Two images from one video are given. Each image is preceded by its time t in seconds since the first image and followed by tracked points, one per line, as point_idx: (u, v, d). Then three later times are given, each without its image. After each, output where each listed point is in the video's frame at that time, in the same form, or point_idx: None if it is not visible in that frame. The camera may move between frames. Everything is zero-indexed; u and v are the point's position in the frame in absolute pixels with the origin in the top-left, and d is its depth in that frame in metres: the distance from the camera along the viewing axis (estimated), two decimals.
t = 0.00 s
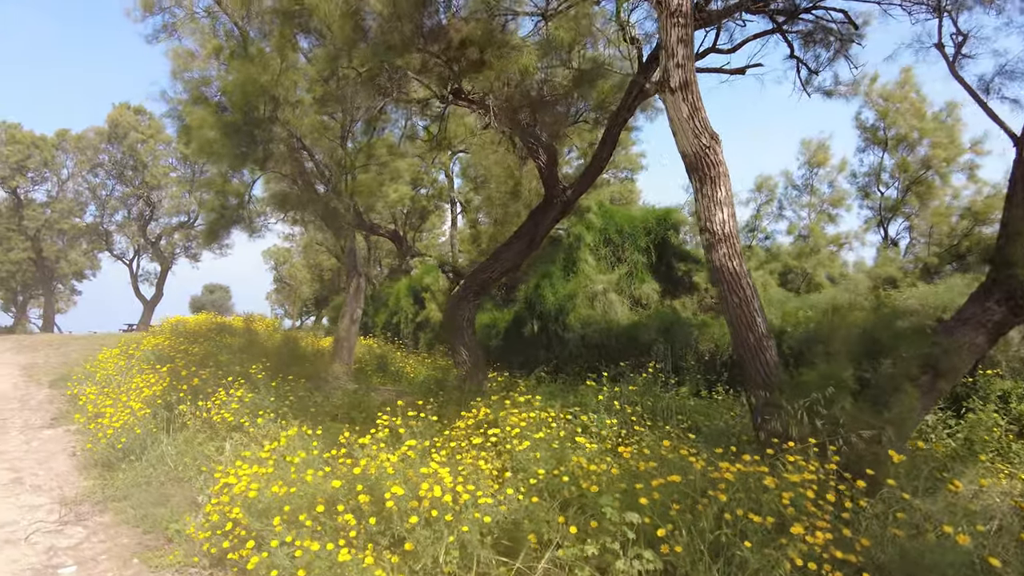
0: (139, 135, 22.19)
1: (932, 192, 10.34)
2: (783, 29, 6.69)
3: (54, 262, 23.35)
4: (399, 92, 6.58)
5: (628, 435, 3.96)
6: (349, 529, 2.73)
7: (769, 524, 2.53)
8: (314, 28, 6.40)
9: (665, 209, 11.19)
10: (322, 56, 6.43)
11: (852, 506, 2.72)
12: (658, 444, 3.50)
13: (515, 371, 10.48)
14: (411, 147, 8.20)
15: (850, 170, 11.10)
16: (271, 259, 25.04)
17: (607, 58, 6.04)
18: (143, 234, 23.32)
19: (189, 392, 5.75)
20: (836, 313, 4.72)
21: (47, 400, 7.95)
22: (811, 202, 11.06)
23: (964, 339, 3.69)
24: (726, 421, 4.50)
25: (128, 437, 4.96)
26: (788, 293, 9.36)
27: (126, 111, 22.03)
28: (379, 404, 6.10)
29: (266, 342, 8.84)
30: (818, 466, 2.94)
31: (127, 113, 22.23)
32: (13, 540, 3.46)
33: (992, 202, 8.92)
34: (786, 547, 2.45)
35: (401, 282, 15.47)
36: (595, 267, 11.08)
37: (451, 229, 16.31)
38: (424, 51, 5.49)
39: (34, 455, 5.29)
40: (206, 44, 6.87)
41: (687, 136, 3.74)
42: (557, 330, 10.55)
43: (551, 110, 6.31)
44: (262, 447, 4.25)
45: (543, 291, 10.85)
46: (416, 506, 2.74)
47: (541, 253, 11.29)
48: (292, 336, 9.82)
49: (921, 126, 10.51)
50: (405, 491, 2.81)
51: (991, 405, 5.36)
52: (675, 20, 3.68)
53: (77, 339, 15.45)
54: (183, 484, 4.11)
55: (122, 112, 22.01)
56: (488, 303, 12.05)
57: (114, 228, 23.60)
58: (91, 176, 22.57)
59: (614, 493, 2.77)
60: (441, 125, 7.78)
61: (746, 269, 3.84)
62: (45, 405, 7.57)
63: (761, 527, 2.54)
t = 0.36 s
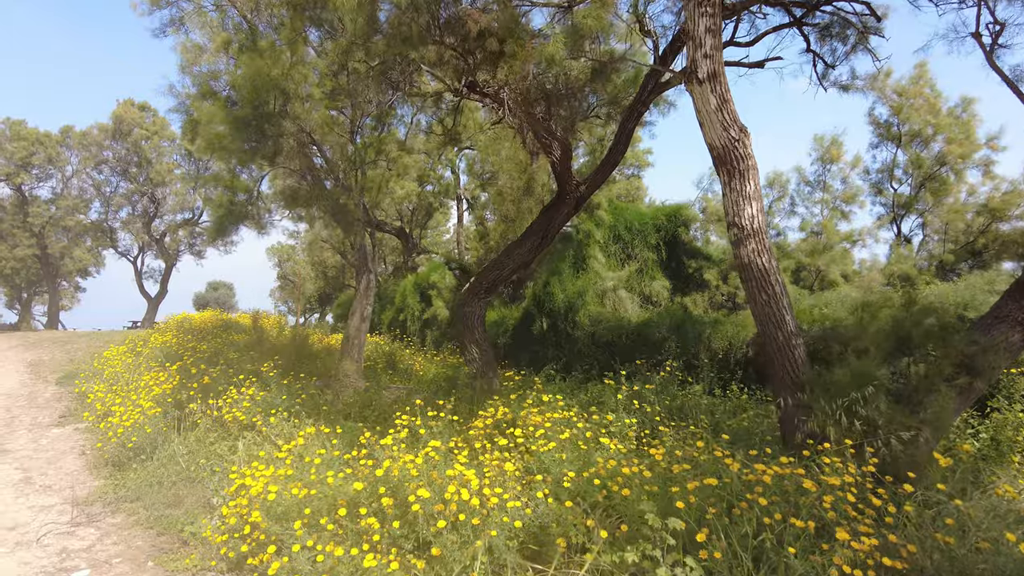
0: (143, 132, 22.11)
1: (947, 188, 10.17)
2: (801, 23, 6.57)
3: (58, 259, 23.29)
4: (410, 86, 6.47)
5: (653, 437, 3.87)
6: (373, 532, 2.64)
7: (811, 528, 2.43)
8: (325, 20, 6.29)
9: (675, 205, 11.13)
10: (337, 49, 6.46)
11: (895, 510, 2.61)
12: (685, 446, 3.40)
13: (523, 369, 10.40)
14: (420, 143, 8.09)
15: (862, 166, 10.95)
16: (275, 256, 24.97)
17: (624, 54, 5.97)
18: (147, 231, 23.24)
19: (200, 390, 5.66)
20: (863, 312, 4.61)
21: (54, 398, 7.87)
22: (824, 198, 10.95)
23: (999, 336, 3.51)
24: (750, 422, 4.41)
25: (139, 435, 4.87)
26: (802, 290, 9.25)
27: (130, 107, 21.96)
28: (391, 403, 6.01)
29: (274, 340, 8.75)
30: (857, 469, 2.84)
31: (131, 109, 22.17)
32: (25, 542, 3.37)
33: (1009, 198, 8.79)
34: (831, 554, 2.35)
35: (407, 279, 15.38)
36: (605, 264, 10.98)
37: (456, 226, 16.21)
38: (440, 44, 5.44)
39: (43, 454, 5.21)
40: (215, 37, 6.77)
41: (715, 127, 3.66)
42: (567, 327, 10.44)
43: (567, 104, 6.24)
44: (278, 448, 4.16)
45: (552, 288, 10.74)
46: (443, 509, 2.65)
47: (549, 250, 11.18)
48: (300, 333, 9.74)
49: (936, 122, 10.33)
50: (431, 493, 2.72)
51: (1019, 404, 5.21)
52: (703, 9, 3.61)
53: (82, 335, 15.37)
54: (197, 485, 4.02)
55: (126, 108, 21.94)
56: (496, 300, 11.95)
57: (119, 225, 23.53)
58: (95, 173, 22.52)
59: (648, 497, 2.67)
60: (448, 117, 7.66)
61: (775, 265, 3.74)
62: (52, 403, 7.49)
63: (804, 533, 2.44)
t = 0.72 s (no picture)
0: (148, 128, 22.07)
1: (965, 180, 9.99)
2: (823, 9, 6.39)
3: (65, 256, 23.27)
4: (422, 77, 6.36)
5: (680, 434, 3.76)
6: (402, 535, 2.54)
7: (863, 531, 2.31)
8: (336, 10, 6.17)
9: (689, 198, 11.04)
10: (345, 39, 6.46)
11: (950, 510, 2.49)
12: (718, 444, 3.29)
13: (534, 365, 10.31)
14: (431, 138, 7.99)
15: (878, 158, 10.78)
16: (281, 252, 24.92)
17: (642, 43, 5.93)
18: (153, 228, 23.16)
19: (212, 386, 5.56)
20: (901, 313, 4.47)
21: (63, 395, 7.79)
22: (839, 191, 10.79)
23: None
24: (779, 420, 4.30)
25: (152, 433, 4.77)
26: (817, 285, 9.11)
27: (135, 104, 21.91)
28: (406, 399, 5.90)
29: (284, 336, 8.67)
30: (905, 467, 2.72)
31: (137, 106, 22.14)
32: (39, 544, 3.28)
33: None
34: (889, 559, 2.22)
35: (415, 275, 15.28)
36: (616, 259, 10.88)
37: (464, 221, 16.10)
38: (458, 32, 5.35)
39: (55, 453, 5.13)
40: (224, 29, 6.66)
41: (748, 114, 3.55)
42: (578, 323, 10.32)
43: (584, 94, 6.13)
44: (296, 447, 4.07)
45: (563, 283, 10.64)
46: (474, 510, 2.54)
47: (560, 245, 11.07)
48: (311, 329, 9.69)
49: (953, 113, 10.15)
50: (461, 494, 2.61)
51: None
52: None
53: (90, 333, 15.33)
54: (213, 484, 3.92)
55: (132, 105, 21.91)
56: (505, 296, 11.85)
57: (125, 222, 23.49)
58: (101, 170, 22.48)
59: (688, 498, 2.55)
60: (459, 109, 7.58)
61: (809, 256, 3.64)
62: (62, 401, 7.41)
63: (857, 535, 2.31)
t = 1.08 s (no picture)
0: (159, 126, 22.08)
1: (992, 175, 9.77)
2: None
3: (76, 255, 23.32)
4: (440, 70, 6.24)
5: (717, 441, 3.62)
6: (437, 549, 2.41)
7: (933, 549, 2.15)
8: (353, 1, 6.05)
9: (706, 194, 10.94)
10: (360, 31, 6.33)
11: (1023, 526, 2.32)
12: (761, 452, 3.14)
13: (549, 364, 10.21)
14: (447, 133, 7.86)
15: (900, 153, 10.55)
16: (290, 250, 24.89)
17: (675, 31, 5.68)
18: (164, 226, 23.14)
19: (229, 387, 5.45)
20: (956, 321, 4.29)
21: (77, 395, 7.72)
22: (862, 187, 10.57)
23: None
24: (817, 426, 4.14)
25: (168, 436, 4.66)
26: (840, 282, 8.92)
27: (146, 101, 21.92)
28: (425, 400, 5.78)
29: (298, 335, 8.57)
30: (969, 479, 2.55)
31: (147, 104, 22.17)
32: (54, 553, 3.17)
33: None
34: None
35: (427, 273, 15.16)
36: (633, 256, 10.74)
37: (476, 219, 15.98)
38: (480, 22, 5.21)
39: (70, 455, 5.03)
40: (239, 22, 6.55)
41: (789, 105, 3.42)
42: (595, 321, 10.17)
43: (608, 86, 6.01)
44: (318, 452, 3.96)
45: (579, 280, 10.49)
46: (511, 522, 2.41)
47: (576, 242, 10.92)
48: (327, 327, 9.66)
49: (980, 106, 9.90)
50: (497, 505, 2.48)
51: None
52: None
53: (102, 331, 15.30)
54: (232, 490, 3.81)
55: (142, 103, 21.92)
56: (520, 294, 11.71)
57: (135, 220, 23.51)
58: (112, 168, 22.50)
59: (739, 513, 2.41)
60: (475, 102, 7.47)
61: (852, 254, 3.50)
62: (76, 400, 7.34)
63: (926, 553, 2.15)
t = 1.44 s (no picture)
0: (170, 127, 22.11)
1: (1021, 170, 9.50)
2: None
3: (90, 256, 23.40)
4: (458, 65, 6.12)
5: (758, 448, 3.46)
6: (475, 562, 2.27)
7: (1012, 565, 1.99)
8: None
9: (725, 192, 10.76)
10: (378, 27, 6.22)
11: None
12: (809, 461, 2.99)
13: (567, 365, 10.05)
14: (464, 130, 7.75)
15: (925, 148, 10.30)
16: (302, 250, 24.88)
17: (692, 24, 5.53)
18: (177, 227, 23.15)
19: (247, 390, 5.35)
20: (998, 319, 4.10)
21: (93, 397, 7.65)
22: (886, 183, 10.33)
23: None
24: (857, 431, 3.97)
25: (186, 440, 4.56)
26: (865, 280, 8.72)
27: (157, 102, 21.96)
28: (446, 403, 5.67)
29: (314, 336, 8.47)
30: None
31: (159, 105, 22.23)
32: (73, 563, 3.06)
33: None
34: None
35: (440, 272, 15.05)
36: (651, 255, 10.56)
37: (489, 218, 15.84)
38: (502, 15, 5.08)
39: (87, 459, 4.95)
40: (254, 18, 6.45)
41: (835, 95, 3.29)
42: (613, 321, 10.01)
43: (633, 81, 5.88)
44: (341, 459, 3.84)
45: (597, 279, 10.34)
46: (553, 535, 2.28)
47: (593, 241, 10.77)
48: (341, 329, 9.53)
49: (1008, 98, 9.64)
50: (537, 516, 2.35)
51: None
52: None
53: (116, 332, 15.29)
54: (254, 497, 3.70)
55: (154, 104, 21.98)
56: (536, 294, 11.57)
57: (148, 221, 23.56)
58: (125, 169, 22.55)
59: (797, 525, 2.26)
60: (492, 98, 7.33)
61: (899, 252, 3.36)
62: (91, 403, 7.27)
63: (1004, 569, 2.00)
